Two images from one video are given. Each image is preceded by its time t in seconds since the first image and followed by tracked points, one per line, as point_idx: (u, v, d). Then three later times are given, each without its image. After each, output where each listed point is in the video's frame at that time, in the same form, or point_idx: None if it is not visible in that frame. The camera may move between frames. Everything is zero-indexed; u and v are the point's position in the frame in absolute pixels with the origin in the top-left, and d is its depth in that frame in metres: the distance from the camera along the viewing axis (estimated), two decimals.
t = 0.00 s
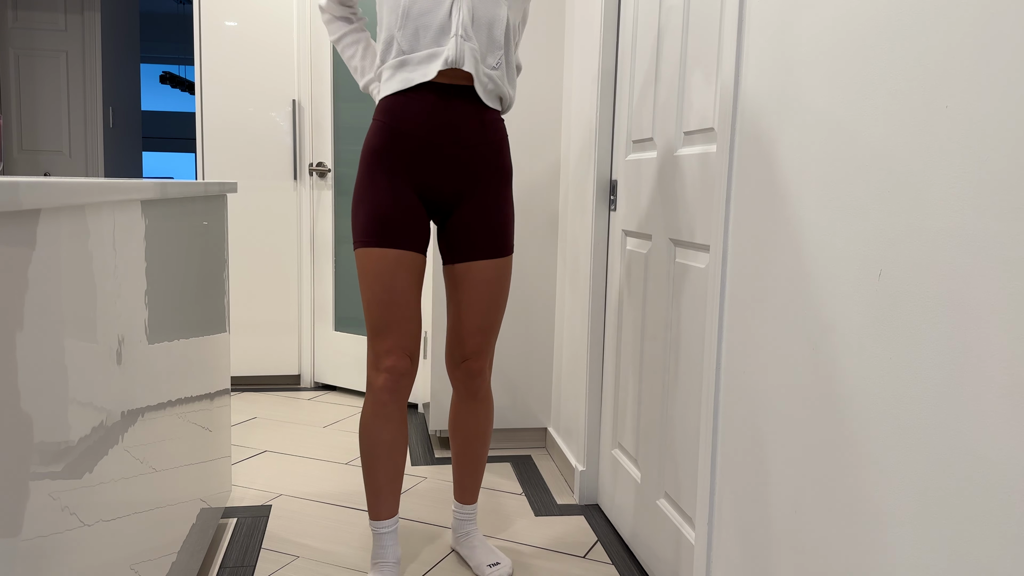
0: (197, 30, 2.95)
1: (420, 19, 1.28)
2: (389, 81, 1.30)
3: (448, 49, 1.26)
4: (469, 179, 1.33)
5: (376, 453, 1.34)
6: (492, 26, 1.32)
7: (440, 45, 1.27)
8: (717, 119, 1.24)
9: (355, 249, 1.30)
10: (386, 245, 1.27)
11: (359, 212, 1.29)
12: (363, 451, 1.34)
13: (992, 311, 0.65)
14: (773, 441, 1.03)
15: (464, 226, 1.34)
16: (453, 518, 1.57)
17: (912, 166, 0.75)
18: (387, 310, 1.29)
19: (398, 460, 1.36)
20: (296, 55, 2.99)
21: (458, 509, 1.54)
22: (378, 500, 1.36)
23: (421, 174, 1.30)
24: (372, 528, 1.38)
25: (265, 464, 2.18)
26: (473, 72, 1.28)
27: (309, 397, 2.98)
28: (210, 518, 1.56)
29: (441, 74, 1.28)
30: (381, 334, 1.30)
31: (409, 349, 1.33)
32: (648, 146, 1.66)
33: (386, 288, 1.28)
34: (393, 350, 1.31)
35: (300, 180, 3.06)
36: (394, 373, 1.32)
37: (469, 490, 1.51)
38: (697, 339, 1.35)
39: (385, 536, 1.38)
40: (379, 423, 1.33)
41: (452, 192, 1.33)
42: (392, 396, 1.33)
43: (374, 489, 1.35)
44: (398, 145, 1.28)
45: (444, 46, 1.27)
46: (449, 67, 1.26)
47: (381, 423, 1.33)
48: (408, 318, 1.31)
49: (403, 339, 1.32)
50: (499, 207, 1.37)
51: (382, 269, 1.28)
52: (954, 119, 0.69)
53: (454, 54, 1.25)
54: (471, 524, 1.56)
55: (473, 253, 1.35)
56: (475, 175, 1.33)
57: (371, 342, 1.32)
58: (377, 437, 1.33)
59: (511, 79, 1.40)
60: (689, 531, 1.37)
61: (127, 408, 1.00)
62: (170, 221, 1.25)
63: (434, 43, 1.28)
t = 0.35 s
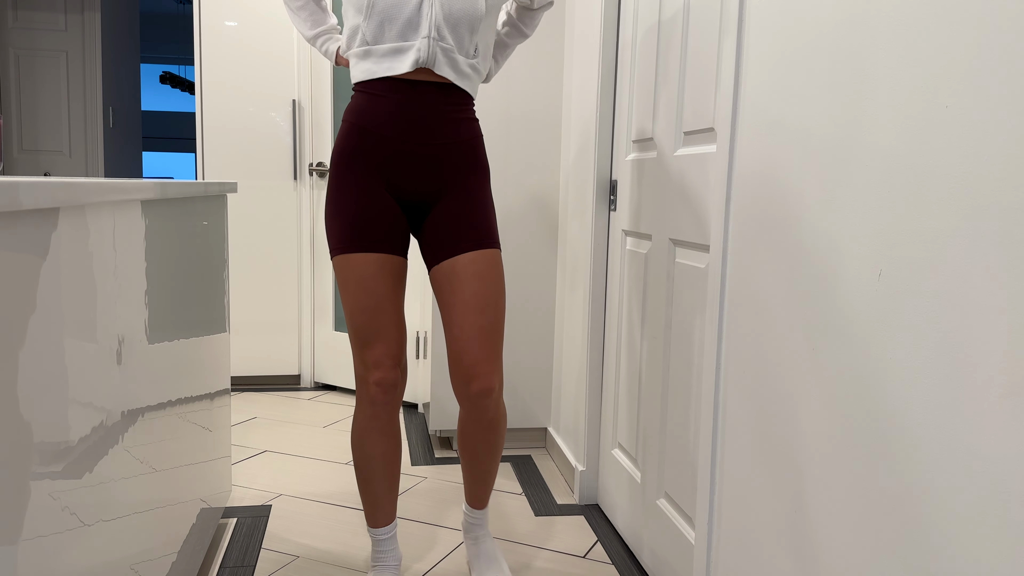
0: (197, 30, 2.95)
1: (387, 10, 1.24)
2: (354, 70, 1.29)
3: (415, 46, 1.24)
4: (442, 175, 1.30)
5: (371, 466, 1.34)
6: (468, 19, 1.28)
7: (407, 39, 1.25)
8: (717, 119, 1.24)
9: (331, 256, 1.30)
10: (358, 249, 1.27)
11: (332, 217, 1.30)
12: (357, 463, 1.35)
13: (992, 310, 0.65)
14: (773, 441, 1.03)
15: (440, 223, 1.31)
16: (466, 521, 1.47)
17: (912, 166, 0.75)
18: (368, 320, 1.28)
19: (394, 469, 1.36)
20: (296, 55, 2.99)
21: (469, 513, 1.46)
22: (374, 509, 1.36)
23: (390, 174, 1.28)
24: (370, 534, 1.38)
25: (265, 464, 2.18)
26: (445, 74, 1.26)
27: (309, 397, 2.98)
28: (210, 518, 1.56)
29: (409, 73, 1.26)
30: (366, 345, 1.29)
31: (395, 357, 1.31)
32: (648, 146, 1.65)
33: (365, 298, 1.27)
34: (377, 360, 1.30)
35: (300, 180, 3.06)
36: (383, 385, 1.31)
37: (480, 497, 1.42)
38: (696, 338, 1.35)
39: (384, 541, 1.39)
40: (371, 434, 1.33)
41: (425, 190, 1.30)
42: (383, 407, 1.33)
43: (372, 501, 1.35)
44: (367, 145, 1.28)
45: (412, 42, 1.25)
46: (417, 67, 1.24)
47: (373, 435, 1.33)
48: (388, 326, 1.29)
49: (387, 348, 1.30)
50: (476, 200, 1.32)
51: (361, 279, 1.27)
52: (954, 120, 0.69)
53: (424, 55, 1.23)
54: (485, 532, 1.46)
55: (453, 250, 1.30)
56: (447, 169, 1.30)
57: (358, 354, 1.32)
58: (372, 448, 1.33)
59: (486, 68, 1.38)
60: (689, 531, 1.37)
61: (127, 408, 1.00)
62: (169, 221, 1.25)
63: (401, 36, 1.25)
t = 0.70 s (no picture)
0: (197, 30, 2.95)
1: (394, 5, 1.24)
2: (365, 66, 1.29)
3: (423, 40, 1.23)
4: (457, 176, 1.29)
5: (379, 467, 1.34)
6: (478, 13, 1.27)
7: (415, 33, 1.24)
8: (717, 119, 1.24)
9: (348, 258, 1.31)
10: (373, 251, 1.27)
11: (348, 220, 1.30)
12: (367, 465, 1.35)
13: (991, 310, 0.65)
14: (773, 441, 1.03)
15: (454, 224, 1.29)
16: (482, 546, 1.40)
17: (913, 167, 0.74)
18: (384, 323, 1.28)
19: (403, 471, 1.36)
20: (296, 56, 2.99)
21: (484, 539, 1.39)
22: (382, 511, 1.36)
23: (405, 175, 1.28)
24: (375, 534, 1.38)
25: (265, 464, 2.18)
26: (457, 70, 1.25)
27: (309, 397, 2.98)
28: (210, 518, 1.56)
29: (419, 68, 1.25)
30: (383, 348, 1.30)
31: (411, 361, 1.32)
32: (647, 146, 1.65)
33: (382, 301, 1.27)
34: (393, 364, 1.31)
35: (300, 180, 3.06)
36: (398, 390, 1.31)
37: (497, 518, 1.37)
38: (696, 338, 1.35)
39: (388, 542, 1.39)
40: (382, 436, 1.33)
41: (440, 190, 1.29)
42: (396, 411, 1.33)
43: (378, 502, 1.35)
44: (382, 146, 1.27)
45: (419, 36, 1.24)
46: (425, 61, 1.24)
47: (385, 438, 1.34)
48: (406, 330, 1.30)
49: (404, 352, 1.31)
50: (492, 201, 1.30)
51: (377, 283, 1.27)
52: (954, 119, 0.69)
53: (431, 49, 1.22)
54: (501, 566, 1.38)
55: (467, 252, 1.28)
56: (462, 170, 1.28)
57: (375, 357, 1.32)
58: (381, 449, 1.34)
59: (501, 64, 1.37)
60: (689, 531, 1.37)
61: (127, 408, 1.00)
62: (169, 221, 1.25)
63: (409, 30, 1.25)
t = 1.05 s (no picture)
0: (197, 30, 2.95)
1: (412, 15, 1.22)
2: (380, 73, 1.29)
3: (438, 51, 1.23)
4: (470, 179, 1.29)
5: (386, 469, 1.34)
6: (494, 21, 1.26)
7: (431, 42, 1.24)
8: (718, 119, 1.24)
9: (359, 260, 1.31)
10: (385, 253, 1.27)
11: (361, 222, 1.29)
12: (373, 467, 1.35)
13: (991, 310, 0.65)
14: (773, 441, 1.03)
15: (467, 226, 1.29)
16: (483, 547, 1.40)
17: (914, 168, 0.74)
18: (394, 326, 1.28)
19: (409, 473, 1.36)
20: (296, 56, 2.99)
21: (486, 540, 1.39)
22: (387, 512, 1.36)
23: (419, 177, 1.28)
24: (378, 535, 1.38)
25: (265, 464, 2.18)
26: (470, 79, 1.25)
27: (309, 397, 2.98)
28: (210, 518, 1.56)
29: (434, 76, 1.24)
30: (392, 351, 1.30)
31: (422, 363, 1.32)
32: (647, 146, 1.66)
33: (392, 304, 1.27)
34: (403, 367, 1.30)
35: (300, 180, 3.06)
36: (406, 394, 1.31)
37: (498, 517, 1.37)
38: (696, 339, 1.35)
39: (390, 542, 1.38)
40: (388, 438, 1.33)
41: (453, 193, 1.29)
42: (404, 414, 1.32)
43: (383, 503, 1.35)
44: (395, 149, 1.27)
45: (435, 46, 1.23)
46: (441, 72, 1.23)
47: (391, 440, 1.34)
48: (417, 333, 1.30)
49: (414, 357, 1.30)
50: (504, 203, 1.30)
51: (387, 286, 1.27)
52: (953, 119, 0.69)
53: (447, 61, 1.22)
54: (501, 565, 1.38)
55: (479, 254, 1.28)
56: (475, 173, 1.28)
57: (384, 360, 1.32)
58: (388, 451, 1.34)
59: (515, 66, 1.36)
60: (689, 531, 1.37)
61: (127, 408, 1.00)
62: (169, 221, 1.25)
63: (425, 40, 1.23)
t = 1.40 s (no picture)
0: (197, 30, 2.95)
1: (416, 10, 1.22)
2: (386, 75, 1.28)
3: (445, 43, 1.22)
4: (475, 181, 1.29)
5: (385, 467, 1.34)
6: (498, 17, 1.26)
7: (438, 36, 1.23)
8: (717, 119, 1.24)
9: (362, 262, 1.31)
10: (388, 256, 1.27)
11: (365, 223, 1.29)
12: (373, 465, 1.35)
13: (991, 311, 0.65)
14: (773, 440, 1.02)
15: (471, 228, 1.29)
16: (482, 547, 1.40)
17: (914, 168, 0.74)
18: (395, 327, 1.28)
19: (409, 473, 1.36)
20: (296, 56, 2.99)
21: (486, 540, 1.39)
22: (386, 512, 1.36)
23: (422, 179, 1.27)
24: (378, 535, 1.37)
25: (264, 464, 2.18)
26: (472, 69, 1.23)
27: (309, 397, 2.98)
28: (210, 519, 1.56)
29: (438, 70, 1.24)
30: (393, 351, 1.30)
31: (423, 363, 1.32)
32: (647, 146, 1.66)
33: (394, 304, 1.27)
34: (404, 367, 1.30)
35: (300, 180, 3.06)
36: (407, 393, 1.31)
37: (498, 518, 1.36)
38: (696, 339, 1.35)
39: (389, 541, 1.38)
40: (388, 438, 1.33)
41: (457, 195, 1.30)
42: (406, 414, 1.33)
43: (382, 502, 1.35)
44: (400, 152, 1.26)
45: (442, 39, 1.22)
46: (444, 63, 1.22)
47: (390, 438, 1.34)
48: (418, 332, 1.30)
49: (415, 356, 1.30)
50: (509, 205, 1.30)
51: (388, 287, 1.27)
52: (954, 118, 0.69)
53: (451, 50, 1.21)
54: (501, 565, 1.38)
55: (482, 255, 1.28)
56: (479, 175, 1.28)
57: (385, 359, 1.32)
58: (388, 450, 1.34)
59: (518, 67, 1.34)
60: (689, 531, 1.37)
61: (127, 408, 1.00)
62: (169, 221, 1.25)
63: (431, 34, 1.23)
